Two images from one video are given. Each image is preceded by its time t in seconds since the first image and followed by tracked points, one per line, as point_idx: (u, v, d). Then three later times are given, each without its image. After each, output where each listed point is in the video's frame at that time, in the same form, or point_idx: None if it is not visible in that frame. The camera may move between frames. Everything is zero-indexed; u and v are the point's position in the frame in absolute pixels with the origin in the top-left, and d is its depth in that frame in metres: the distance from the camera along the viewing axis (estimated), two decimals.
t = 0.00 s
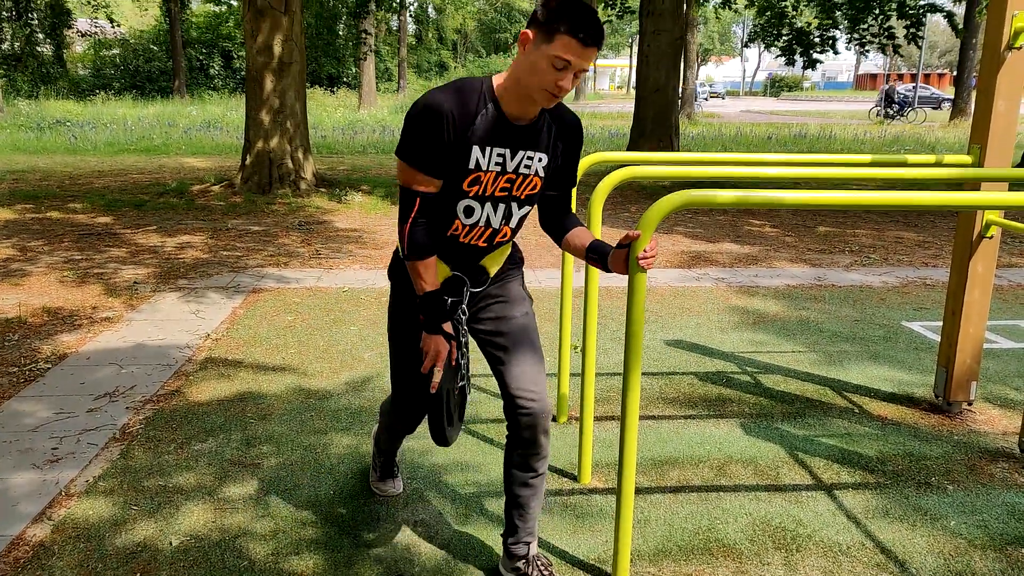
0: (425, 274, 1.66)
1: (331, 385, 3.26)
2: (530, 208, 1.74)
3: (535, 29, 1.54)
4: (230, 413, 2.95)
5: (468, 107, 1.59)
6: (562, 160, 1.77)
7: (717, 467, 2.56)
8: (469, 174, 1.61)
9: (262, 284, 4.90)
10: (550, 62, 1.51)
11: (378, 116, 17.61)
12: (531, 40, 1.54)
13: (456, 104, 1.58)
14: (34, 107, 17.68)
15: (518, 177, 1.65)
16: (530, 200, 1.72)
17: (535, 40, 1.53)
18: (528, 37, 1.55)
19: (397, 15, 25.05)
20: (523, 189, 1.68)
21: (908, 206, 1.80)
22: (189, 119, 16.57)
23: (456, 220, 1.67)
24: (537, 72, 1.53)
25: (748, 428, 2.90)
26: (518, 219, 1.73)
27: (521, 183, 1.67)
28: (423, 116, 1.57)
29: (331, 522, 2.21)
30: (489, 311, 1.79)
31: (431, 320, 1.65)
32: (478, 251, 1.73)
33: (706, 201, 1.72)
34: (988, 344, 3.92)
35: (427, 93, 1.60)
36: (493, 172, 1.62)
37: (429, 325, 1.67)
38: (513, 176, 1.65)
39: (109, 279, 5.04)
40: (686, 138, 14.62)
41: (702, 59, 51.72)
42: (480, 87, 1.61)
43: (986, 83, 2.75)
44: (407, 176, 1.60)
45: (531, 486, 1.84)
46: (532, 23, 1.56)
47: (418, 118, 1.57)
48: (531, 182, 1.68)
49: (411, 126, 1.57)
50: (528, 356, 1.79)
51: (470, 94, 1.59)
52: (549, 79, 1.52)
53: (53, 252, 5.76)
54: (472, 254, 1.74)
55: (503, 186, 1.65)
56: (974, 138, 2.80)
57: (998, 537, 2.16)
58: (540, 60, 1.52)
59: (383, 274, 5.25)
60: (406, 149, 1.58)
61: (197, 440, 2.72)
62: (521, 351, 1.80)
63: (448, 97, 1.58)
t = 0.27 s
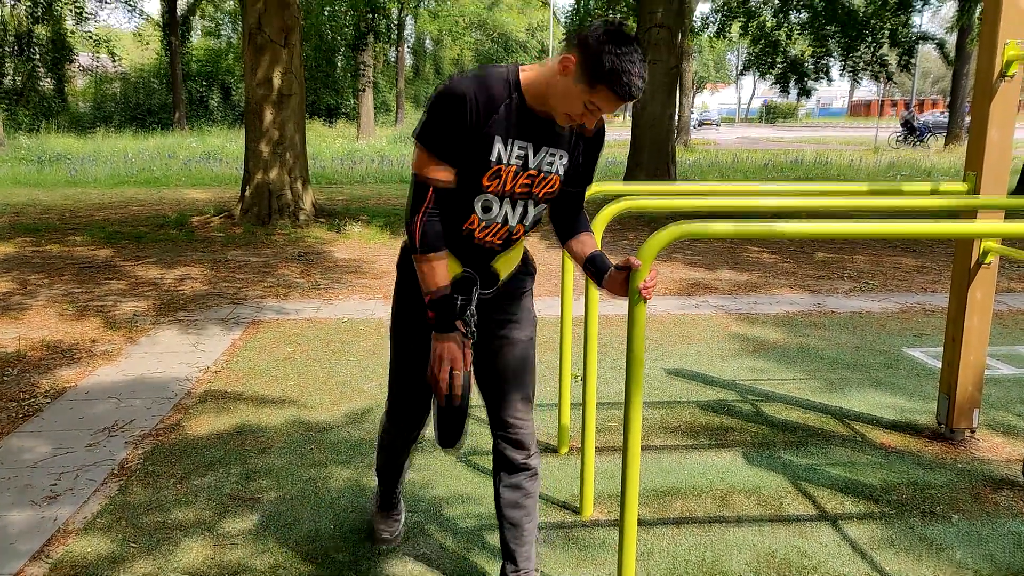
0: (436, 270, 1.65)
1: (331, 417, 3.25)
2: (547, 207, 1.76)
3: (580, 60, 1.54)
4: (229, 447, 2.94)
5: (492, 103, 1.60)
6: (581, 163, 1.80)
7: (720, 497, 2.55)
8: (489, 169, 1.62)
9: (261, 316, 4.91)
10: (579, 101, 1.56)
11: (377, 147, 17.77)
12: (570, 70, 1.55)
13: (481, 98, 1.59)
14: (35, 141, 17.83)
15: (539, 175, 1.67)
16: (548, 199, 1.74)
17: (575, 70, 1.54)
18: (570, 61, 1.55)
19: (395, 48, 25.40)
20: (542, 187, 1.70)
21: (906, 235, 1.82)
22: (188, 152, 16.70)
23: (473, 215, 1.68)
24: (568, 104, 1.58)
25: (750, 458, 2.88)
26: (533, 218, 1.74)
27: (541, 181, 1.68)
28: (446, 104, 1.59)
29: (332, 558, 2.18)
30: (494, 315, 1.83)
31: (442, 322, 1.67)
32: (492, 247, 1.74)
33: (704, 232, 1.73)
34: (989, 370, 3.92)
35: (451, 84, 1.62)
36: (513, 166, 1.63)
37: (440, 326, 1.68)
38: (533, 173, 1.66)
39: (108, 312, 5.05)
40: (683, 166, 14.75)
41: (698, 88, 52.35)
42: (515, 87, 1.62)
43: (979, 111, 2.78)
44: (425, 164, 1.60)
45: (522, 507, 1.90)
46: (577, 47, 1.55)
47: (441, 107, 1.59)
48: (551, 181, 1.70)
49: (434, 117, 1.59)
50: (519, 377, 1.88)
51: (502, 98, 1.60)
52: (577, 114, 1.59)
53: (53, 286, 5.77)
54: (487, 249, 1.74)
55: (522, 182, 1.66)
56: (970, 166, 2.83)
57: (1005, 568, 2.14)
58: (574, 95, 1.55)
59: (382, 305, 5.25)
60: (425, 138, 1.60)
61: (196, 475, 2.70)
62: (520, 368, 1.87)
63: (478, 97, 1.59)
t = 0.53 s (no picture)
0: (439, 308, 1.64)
1: (324, 439, 3.23)
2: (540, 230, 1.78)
3: (559, 106, 1.54)
4: (220, 470, 2.92)
5: (481, 137, 1.60)
6: (572, 181, 1.82)
7: (714, 518, 2.54)
8: (481, 202, 1.64)
9: (254, 337, 4.89)
10: (554, 146, 1.58)
11: (371, 167, 17.86)
12: (548, 115, 1.56)
13: (470, 133, 1.59)
14: (27, 161, 17.83)
15: (530, 202, 1.69)
16: (542, 223, 1.76)
17: (551, 114, 1.56)
18: (549, 104, 1.56)
19: (389, 69, 25.58)
20: (535, 214, 1.72)
21: (898, 257, 1.84)
22: (182, 171, 16.74)
23: (467, 247, 1.69)
24: (544, 146, 1.60)
25: (744, 478, 2.88)
26: (525, 243, 1.76)
27: (532, 208, 1.71)
28: (439, 142, 1.58)
29: None
30: (493, 335, 1.84)
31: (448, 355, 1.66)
32: (487, 274, 1.76)
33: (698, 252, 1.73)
34: (982, 389, 3.93)
35: (442, 115, 1.61)
36: (504, 198, 1.65)
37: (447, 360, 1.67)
38: (524, 202, 1.68)
39: (100, 333, 5.03)
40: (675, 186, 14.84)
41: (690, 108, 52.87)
42: (500, 121, 1.63)
43: (966, 132, 2.82)
44: (421, 206, 1.60)
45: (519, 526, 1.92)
46: (557, 91, 1.55)
47: (431, 144, 1.58)
48: (542, 205, 1.72)
49: (427, 156, 1.58)
50: (515, 399, 1.89)
51: (486, 135, 1.61)
52: (552, 156, 1.61)
53: (44, 307, 5.75)
54: (482, 277, 1.76)
55: (513, 212, 1.68)
56: (958, 187, 2.87)
57: None
58: (551, 139, 1.57)
59: (376, 325, 5.25)
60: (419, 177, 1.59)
61: (187, 498, 2.68)
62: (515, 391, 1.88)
63: (466, 133, 1.59)
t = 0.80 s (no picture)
0: (367, 249, 1.69)
1: (316, 446, 3.23)
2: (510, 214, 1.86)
3: (492, 99, 1.62)
4: (213, 477, 2.92)
5: (431, 128, 1.68)
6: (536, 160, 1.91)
7: (705, 523, 2.56)
8: (447, 192, 1.70)
9: (246, 345, 4.89)
10: (490, 138, 1.66)
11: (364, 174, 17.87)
12: (482, 108, 1.64)
13: (418, 125, 1.67)
14: (17, 169, 17.75)
15: (498, 188, 1.77)
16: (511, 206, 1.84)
17: (485, 107, 1.63)
18: (482, 98, 1.64)
19: (382, 77, 25.60)
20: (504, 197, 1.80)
21: (886, 264, 1.86)
22: (174, 179, 16.71)
23: (443, 240, 1.75)
24: (484, 139, 1.67)
25: (735, 483, 2.90)
26: (497, 230, 1.83)
27: (499, 192, 1.78)
28: (387, 133, 1.66)
29: None
30: (489, 334, 1.89)
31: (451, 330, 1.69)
32: (470, 268, 1.81)
33: (688, 260, 1.75)
34: (971, 395, 3.97)
35: (393, 111, 1.69)
36: (471, 186, 1.72)
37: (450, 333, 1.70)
38: (492, 187, 1.76)
39: (91, 341, 5.01)
40: (668, 194, 14.90)
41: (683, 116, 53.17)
42: (446, 114, 1.71)
43: (955, 141, 2.86)
44: (359, 187, 1.68)
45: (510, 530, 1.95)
46: (490, 84, 1.63)
47: (375, 134, 1.66)
48: (508, 187, 1.80)
49: (366, 142, 1.67)
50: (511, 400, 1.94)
51: (432, 128, 1.68)
52: (492, 149, 1.68)
53: (34, 315, 5.73)
54: (466, 270, 1.82)
55: (482, 199, 1.75)
56: (947, 195, 2.90)
57: None
58: (488, 131, 1.64)
59: (368, 333, 5.25)
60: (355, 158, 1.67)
61: (179, 505, 2.67)
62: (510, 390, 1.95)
63: (409, 124, 1.67)
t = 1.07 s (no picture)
0: (336, 249, 1.76)
1: (314, 447, 3.23)
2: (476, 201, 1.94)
3: (454, 99, 1.66)
4: (211, 478, 2.92)
5: (396, 128, 1.71)
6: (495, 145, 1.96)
7: (702, 523, 2.57)
8: (420, 190, 1.76)
9: (243, 347, 4.88)
10: (456, 137, 1.70)
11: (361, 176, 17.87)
12: (445, 108, 1.68)
13: (383, 127, 1.70)
14: (13, 172, 17.71)
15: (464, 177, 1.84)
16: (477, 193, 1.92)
17: (447, 107, 1.67)
18: (445, 99, 1.68)
19: (379, 78, 25.59)
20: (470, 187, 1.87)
21: (882, 264, 1.86)
22: (170, 181, 16.68)
23: (419, 237, 1.81)
24: (450, 138, 1.71)
25: (732, 483, 2.91)
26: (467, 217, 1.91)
27: (465, 180, 1.85)
28: (350, 135, 1.68)
29: None
30: (468, 325, 1.99)
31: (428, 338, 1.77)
32: (447, 259, 1.88)
33: (682, 261, 1.75)
34: (967, 395, 3.98)
35: (355, 112, 1.71)
36: (441, 180, 1.78)
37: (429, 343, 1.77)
38: (459, 177, 1.82)
39: (88, 343, 5.00)
40: (665, 195, 14.92)
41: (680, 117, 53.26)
42: (408, 114, 1.74)
43: (952, 141, 2.87)
44: (326, 191, 1.72)
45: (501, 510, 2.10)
46: (451, 84, 1.67)
47: (339, 139, 1.69)
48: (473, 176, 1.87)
49: (331, 147, 1.69)
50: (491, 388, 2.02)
51: (398, 130, 1.71)
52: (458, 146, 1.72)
53: (31, 317, 5.72)
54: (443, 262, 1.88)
55: (452, 191, 1.82)
56: (943, 195, 2.92)
57: None
58: (454, 131, 1.68)
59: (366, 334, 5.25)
60: (319, 163, 1.71)
61: (177, 507, 2.67)
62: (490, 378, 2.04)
63: (373, 126, 1.69)
